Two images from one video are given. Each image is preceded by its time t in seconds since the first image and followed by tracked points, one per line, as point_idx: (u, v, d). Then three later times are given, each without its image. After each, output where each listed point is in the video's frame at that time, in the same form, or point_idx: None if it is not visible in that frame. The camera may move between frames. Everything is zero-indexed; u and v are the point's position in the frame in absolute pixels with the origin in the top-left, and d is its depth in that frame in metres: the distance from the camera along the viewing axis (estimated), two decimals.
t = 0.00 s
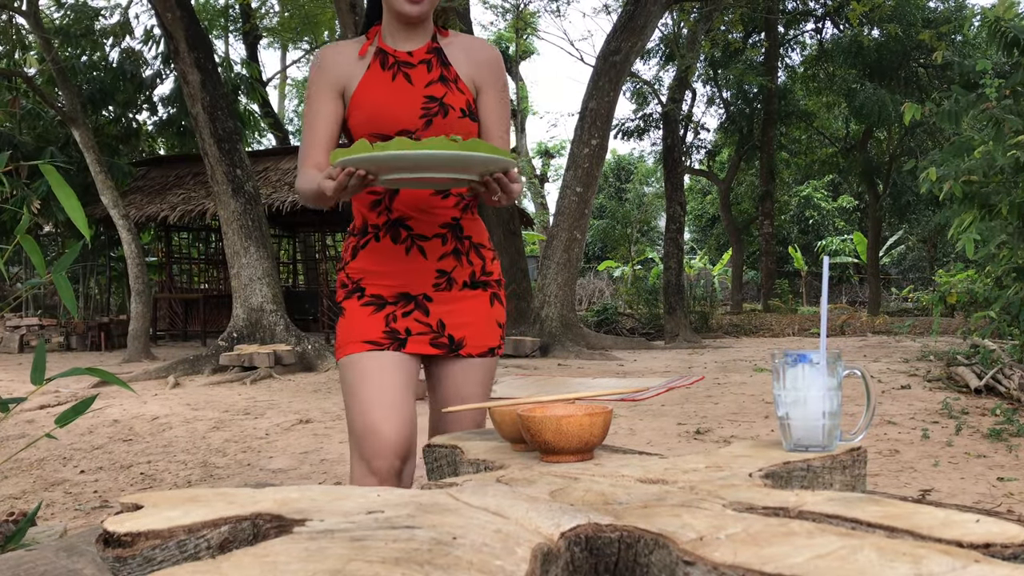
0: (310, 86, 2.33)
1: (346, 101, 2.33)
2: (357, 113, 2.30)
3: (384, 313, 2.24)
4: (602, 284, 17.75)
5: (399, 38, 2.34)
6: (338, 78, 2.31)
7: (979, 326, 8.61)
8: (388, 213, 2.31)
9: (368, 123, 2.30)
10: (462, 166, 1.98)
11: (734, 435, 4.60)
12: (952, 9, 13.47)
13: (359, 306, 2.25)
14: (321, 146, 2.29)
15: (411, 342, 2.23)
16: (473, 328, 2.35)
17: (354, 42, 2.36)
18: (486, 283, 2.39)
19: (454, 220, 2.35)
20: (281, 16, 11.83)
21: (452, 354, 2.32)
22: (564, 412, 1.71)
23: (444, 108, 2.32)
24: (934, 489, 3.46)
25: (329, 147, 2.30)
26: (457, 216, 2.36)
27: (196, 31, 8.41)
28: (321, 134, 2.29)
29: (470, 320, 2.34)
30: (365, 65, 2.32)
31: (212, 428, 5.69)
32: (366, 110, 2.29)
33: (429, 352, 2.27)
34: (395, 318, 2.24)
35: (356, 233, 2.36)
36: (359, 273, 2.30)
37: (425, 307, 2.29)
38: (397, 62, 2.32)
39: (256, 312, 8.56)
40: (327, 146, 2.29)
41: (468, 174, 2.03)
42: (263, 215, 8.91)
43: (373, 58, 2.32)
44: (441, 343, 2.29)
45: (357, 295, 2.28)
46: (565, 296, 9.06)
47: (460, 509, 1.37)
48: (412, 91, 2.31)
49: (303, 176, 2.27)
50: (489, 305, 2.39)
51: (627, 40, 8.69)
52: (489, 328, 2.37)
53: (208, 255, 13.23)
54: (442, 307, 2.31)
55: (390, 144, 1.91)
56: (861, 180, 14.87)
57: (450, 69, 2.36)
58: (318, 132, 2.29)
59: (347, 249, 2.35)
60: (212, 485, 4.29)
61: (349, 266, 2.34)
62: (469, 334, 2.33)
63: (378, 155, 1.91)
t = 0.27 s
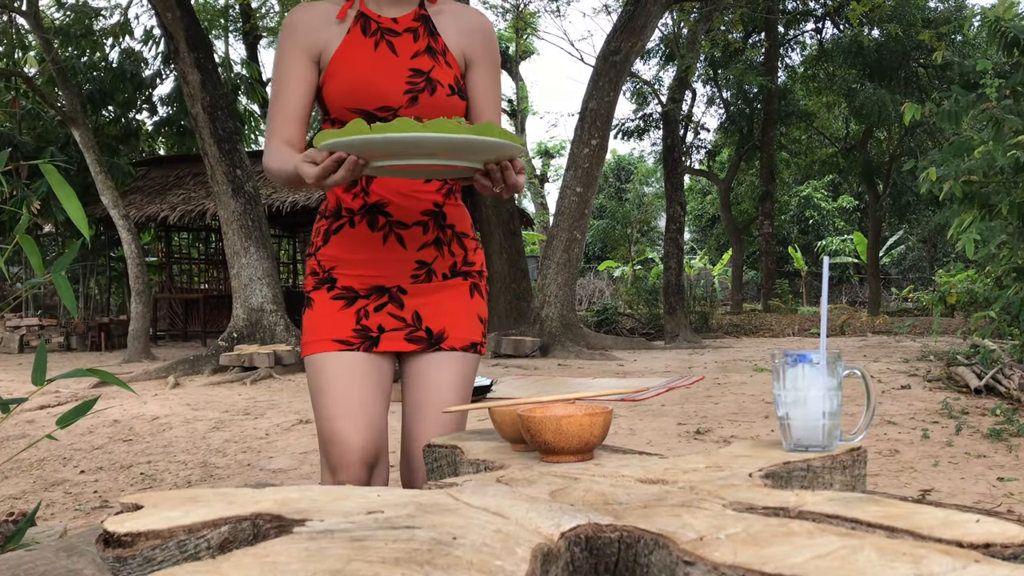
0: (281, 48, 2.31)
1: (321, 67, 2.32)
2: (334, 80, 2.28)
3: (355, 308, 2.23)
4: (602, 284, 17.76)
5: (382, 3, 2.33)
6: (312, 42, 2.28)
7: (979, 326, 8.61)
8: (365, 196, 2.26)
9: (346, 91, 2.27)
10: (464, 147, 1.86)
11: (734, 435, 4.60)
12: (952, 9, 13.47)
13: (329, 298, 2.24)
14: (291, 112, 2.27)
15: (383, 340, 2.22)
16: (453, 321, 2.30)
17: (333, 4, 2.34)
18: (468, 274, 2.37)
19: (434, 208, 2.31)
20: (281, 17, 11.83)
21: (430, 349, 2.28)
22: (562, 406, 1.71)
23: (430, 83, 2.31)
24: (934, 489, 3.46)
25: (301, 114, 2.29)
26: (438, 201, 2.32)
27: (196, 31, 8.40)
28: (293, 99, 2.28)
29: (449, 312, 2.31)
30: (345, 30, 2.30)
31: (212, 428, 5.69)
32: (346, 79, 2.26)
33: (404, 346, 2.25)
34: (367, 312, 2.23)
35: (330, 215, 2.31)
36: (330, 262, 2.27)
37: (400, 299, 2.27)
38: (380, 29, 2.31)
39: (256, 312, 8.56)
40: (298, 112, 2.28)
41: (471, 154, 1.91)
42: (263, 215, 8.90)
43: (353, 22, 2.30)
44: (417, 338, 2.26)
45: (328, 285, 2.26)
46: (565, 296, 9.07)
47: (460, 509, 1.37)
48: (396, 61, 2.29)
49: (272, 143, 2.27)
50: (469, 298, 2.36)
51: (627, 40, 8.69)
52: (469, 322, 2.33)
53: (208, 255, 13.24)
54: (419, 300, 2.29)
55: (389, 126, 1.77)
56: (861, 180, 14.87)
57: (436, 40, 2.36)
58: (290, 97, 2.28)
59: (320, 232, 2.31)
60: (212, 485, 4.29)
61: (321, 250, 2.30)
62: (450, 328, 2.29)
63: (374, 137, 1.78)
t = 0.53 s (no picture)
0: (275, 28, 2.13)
1: (319, 53, 2.14)
2: (334, 66, 2.11)
3: (363, 309, 2.16)
4: (602, 284, 17.77)
5: None
6: (309, 23, 2.11)
7: (980, 326, 8.61)
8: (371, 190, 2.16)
9: (347, 79, 2.11)
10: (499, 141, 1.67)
11: (734, 435, 4.60)
12: (952, 9, 13.47)
13: (334, 299, 2.16)
14: (286, 97, 2.09)
15: (394, 342, 2.17)
16: (465, 323, 2.26)
17: None
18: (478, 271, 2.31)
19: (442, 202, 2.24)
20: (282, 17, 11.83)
21: (443, 351, 2.24)
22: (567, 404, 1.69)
23: (437, 70, 2.18)
24: (934, 489, 3.46)
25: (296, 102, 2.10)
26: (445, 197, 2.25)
27: (196, 31, 8.39)
28: (287, 86, 2.09)
29: (461, 312, 2.26)
30: (344, 13, 2.13)
31: (213, 429, 5.69)
32: (349, 69, 2.10)
33: (416, 347, 2.20)
34: (377, 312, 2.16)
35: (332, 210, 2.21)
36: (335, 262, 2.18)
37: (410, 299, 2.20)
38: (381, 12, 2.15)
39: (256, 312, 8.57)
40: (293, 100, 2.10)
41: (503, 150, 1.73)
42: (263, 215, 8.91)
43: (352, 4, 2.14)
44: (430, 339, 2.22)
45: (334, 283, 2.17)
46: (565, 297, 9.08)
47: (460, 509, 1.37)
48: (400, 47, 2.15)
49: (263, 131, 2.08)
50: (481, 296, 2.31)
51: (627, 40, 8.69)
52: (481, 321, 2.29)
53: (208, 255, 13.25)
54: (431, 298, 2.22)
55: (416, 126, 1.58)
56: (861, 181, 14.87)
57: (441, 23, 2.22)
58: (284, 84, 2.09)
59: (322, 227, 2.21)
60: (212, 485, 4.29)
61: (323, 246, 2.21)
62: (463, 329, 2.25)
63: (402, 138, 1.58)
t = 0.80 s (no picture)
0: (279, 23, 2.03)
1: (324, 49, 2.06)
2: (341, 66, 2.05)
3: (365, 307, 2.11)
4: (602, 284, 17.77)
5: None
6: (316, 19, 2.02)
7: (979, 326, 8.61)
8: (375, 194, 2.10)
9: (355, 80, 2.04)
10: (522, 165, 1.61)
11: (734, 435, 4.60)
12: (952, 9, 13.46)
13: (335, 296, 2.11)
14: (289, 96, 1.99)
15: (396, 341, 2.13)
16: (465, 325, 2.24)
17: None
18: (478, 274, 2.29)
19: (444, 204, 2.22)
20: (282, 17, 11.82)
21: (443, 353, 2.22)
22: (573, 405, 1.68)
23: (446, 75, 2.11)
24: (934, 489, 3.46)
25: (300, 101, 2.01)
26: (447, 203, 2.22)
27: (196, 31, 8.38)
28: (291, 85, 2.00)
29: (462, 315, 2.24)
30: (352, 11, 2.06)
31: (213, 429, 5.69)
32: (356, 69, 2.03)
33: (418, 349, 2.17)
34: (379, 311, 2.12)
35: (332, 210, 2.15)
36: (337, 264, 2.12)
37: (412, 299, 2.17)
38: (392, 11, 2.08)
39: (256, 312, 8.57)
40: (296, 99, 2.00)
41: (528, 172, 1.67)
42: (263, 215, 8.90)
43: None
44: (431, 341, 2.19)
45: (334, 281, 2.12)
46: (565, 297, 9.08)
47: (460, 509, 1.37)
48: (410, 49, 2.08)
49: (264, 131, 1.98)
50: (480, 298, 2.30)
51: (627, 40, 8.68)
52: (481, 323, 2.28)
53: (208, 255, 13.25)
54: (433, 300, 2.20)
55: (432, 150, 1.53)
56: (861, 181, 14.87)
57: (453, 23, 2.16)
58: (287, 80, 2.00)
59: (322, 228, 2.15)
60: (212, 485, 4.29)
61: (323, 247, 2.15)
62: (464, 331, 2.24)
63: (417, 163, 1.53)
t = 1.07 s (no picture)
0: (268, 25, 1.79)
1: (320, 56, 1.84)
2: (339, 84, 1.86)
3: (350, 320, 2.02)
4: (602, 284, 17.78)
5: None
6: (311, 24, 1.79)
7: (979, 326, 8.61)
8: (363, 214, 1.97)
9: (356, 101, 1.86)
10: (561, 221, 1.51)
11: (733, 435, 4.60)
12: (952, 10, 13.46)
13: (321, 309, 2.02)
14: (280, 112, 1.77)
15: (382, 352, 2.06)
16: (452, 332, 2.16)
17: None
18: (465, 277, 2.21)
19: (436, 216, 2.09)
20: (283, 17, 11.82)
21: (431, 360, 2.16)
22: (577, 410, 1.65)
23: (449, 98, 1.94)
24: (935, 489, 3.46)
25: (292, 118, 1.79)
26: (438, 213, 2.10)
27: (196, 32, 8.38)
28: (282, 99, 1.77)
29: (450, 320, 2.16)
30: (350, 19, 1.84)
31: (213, 429, 5.69)
32: (351, 88, 1.85)
33: (404, 358, 2.10)
34: (365, 322, 2.04)
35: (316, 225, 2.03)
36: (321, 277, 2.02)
37: (399, 308, 2.08)
38: (392, 22, 1.88)
39: (256, 313, 8.57)
40: (287, 115, 1.78)
41: (568, 230, 1.56)
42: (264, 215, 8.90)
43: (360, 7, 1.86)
44: (418, 349, 2.12)
45: (321, 294, 2.03)
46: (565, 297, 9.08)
47: (460, 510, 1.37)
48: (412, 67, 1.89)
49: (249, 149, 1.75)
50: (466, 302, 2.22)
51: (627, 40, 8.68)
52: (468, 327, 2.21)
53: (208, 255, 13.26)
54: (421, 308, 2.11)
55: (463, 208, 1.44)
56: (861, 181, 14.88)
57: (457, 35, 1.98)
58: (275, 94, 1.76)
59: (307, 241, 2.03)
60: (212, 485, 4.29)
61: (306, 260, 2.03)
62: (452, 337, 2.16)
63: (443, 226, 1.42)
